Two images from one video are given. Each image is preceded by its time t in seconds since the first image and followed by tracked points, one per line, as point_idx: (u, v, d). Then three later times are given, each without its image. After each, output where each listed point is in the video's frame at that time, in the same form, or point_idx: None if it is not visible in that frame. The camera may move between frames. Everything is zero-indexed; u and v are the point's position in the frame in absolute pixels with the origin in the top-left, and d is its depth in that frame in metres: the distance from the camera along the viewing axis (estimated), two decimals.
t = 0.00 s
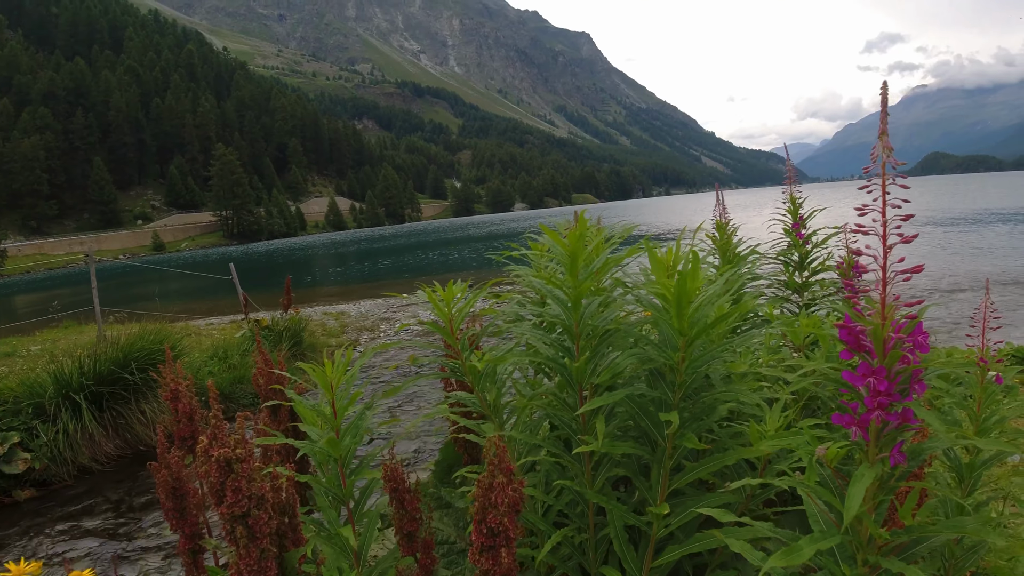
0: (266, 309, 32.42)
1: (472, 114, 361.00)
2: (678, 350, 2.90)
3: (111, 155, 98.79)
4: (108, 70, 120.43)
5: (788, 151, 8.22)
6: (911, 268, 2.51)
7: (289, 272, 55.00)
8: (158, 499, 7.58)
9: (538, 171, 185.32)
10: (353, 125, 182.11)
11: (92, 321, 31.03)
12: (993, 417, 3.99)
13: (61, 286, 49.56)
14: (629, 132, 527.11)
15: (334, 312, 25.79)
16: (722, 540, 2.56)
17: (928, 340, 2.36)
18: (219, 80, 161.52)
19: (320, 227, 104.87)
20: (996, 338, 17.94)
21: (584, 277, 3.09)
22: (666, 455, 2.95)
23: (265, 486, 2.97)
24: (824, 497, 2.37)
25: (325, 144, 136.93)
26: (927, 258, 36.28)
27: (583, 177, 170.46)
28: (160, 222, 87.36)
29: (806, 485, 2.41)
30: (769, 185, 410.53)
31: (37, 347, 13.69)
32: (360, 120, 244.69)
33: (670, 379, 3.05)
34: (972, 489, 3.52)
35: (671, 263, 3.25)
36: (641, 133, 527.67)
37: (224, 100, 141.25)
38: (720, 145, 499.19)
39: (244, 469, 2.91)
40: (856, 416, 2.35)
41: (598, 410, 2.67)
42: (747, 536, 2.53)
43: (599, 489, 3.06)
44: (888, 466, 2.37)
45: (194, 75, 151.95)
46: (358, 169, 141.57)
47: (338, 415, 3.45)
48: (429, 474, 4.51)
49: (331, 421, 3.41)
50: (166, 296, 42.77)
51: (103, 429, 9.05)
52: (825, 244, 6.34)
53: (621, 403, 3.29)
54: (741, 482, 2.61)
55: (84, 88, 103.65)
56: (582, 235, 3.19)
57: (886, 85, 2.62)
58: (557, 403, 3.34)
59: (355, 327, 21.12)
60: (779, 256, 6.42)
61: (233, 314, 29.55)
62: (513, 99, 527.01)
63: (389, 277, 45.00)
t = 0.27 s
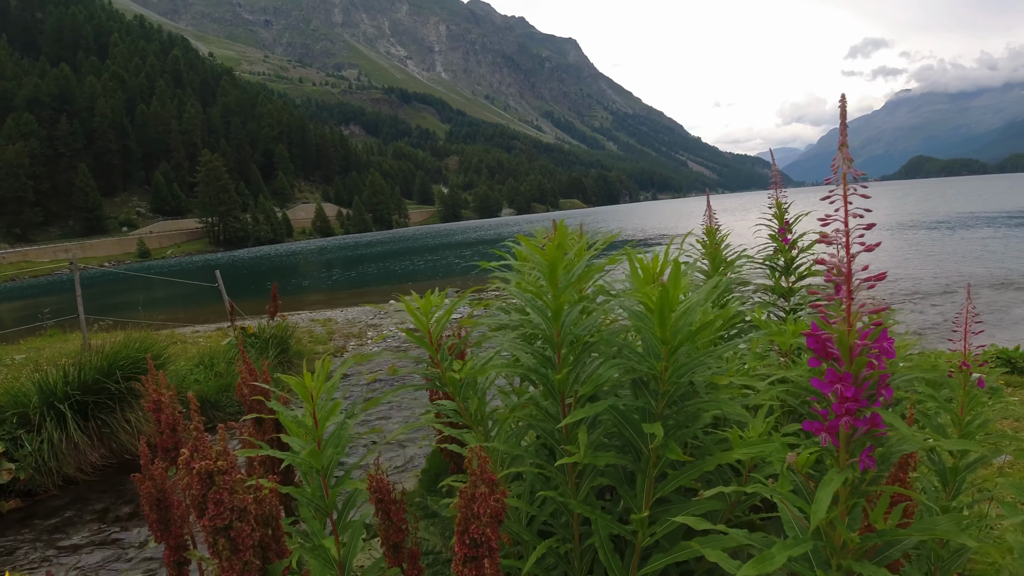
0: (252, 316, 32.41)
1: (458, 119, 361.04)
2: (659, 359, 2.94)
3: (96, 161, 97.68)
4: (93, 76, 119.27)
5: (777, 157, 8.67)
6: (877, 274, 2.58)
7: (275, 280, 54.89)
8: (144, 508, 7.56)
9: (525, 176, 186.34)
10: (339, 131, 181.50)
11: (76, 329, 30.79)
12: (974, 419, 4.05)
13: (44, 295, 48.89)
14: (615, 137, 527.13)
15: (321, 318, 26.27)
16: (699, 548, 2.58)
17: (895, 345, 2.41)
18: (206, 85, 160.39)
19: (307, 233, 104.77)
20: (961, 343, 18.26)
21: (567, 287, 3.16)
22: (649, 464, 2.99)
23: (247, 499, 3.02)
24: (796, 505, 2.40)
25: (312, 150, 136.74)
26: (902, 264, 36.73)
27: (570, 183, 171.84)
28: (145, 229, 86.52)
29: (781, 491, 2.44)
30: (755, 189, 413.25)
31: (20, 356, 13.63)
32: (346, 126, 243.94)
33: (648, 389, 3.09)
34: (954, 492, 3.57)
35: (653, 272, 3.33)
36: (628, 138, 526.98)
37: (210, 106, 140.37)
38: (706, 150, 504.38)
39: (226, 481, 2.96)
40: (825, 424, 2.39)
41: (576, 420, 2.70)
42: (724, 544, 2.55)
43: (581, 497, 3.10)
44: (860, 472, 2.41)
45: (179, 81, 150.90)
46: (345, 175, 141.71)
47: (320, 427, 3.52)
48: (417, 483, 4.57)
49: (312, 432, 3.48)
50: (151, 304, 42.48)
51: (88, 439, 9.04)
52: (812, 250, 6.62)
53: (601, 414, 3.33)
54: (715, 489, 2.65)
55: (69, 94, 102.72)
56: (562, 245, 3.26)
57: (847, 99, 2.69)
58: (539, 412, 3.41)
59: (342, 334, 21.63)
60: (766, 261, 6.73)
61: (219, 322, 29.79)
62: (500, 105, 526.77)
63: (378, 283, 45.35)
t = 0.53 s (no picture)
0: (241, 323, 32.34)
1: (449, 125, 361.21)
2: (640, 365, 2.96)
3: (85, 168, 97.05)
4: (82, 82, 118.75)
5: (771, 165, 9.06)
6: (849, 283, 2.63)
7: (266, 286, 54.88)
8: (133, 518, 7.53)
9: (515, 182, 186.93)
10: (330, 137, 181.29)
11: (64, 337, 30.59)
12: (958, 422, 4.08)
13: (32, 303, 48.50)
14: (606, 142, 527.54)
15: (311, 326, 26.43)
16: (681, 555, 2.59)
17: (864, 354, 2.43)
18: (196, 92, 159.90)
19: (298, 240, 104.61)
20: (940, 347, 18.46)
21: (553, 295, 3.19)
22: (634, 472, 3.00)
23: (234, 512, 3.06)
24: (773, 511, 2.43)
25: (302, 156, 136.46)
26: (884, 269, 37.08)
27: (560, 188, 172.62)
28: (135, 236, 86.05)
29: (757, 499, 2.46)
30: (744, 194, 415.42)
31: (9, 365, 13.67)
32: (336, 133, 243.68)
33: (633, 395, 3.10)
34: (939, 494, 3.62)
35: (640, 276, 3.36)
36: (619, 143, 527.31)
37: (200, 113, 139.92)
38: (697, 154, 507.01)
39: (213, 494, 2.99)
40: (797, 432, 2.42)
41: (558, 427, 2.72)
42: (704, 550, 2.57)
43: (567, 503, 3.13)
44: (831, 478, 2.45)
45: (169, 87, 150.37)
46: (335, 181, 141.67)
47: (309, 439, 3.58)
48: (408, 492, 4.64)
49: (300, 444, 3.54)
50: (141, 311, 42.34)
51: (77, 448, 9.03)
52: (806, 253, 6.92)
53: (588, 421, 3.35)
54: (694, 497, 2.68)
55: (58, 101, 102.17)
56: (550, 252, 3.32)
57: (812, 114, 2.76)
58: (528, 419, 3.43)
59: (333, 341, 21.81)
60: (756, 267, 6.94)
61: (209, 330, 29.91)
62: (491, 111, 527.18)
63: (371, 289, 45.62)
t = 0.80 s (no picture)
0: (235, 330, 32.34)
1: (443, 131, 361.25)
2: (621, 367, 2.98)
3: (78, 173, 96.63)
4: (75, 88, 118.34)
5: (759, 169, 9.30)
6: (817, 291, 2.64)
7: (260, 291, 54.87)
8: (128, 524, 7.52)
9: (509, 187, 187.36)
10: (324, 142, 181.16)
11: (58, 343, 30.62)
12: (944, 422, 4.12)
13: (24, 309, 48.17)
14: (600, 147, 527.42)
15: (305, 331, 26.55)
16: (661, 561, 2.61)
17: (835, 357, 2.44)
18: (189, 97, 159.50)
19: (292, 245, 104.51)
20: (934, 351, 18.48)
21: (539, 300, 3.23)
22: (619, 474, 3.03)
23: (228, 518, 3.06)
24: (750, 517, 2.43)
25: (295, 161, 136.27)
26: (872, 273, 37.38)
27: (554, 193, 173.18)
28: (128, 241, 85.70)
29: (735, 504, 2.47)
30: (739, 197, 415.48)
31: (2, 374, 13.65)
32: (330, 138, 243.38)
33: (614, 398, 3.12)
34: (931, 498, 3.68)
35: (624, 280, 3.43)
36: (612, 147, 527.06)
37: (194, 118, 139.60)
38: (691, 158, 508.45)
39: (205, 501, 2.98)
40: (772, 435, 2.44)
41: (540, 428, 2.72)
42: (682, 555, 2.57)
43: (555, 507, 3.14)
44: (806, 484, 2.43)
45: (163, 93, 149.91)
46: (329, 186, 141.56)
47: (300, 443, 3.60)
48: (401, 500, 4.70)
49: (291, 450, 3.56)
50: (135, 317, 42.21)
51: (70, 455, 9.01)
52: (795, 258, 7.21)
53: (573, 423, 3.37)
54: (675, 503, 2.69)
55: (52, 106, 101.81)
56: (537, 257, 3.35)
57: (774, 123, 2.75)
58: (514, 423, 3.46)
59: (327, 346, 21.92)
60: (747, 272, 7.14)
61: (202, 336, 29.91)
62: (485, 115, 527.02)
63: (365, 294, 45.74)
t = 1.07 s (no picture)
0: (229, 334, 32.29)
1: (437, 134, 361.24)
2: (611, 370, 2.98)
3: (70, 177, 96.21)
4: (67, 91, 117.94)
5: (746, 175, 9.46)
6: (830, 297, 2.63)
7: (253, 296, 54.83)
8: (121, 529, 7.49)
9: (503, 190, 187.61)
10: (317, 146, 180.94)
11: (51, 348, 30.55)
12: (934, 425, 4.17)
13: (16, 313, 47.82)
14: (594, 150, 527.30)
15: (299, 335, 26.62)
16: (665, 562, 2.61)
17: (844, 363, 2.45)
18: (183, 100, 159.18)
19: (285, 249, 104.33)
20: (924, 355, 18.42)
21: (524, 305, 3.23)
22: (610, 477, 3.03)
23: (218, 525, 3.04)
24: (754, 523, 2.42)
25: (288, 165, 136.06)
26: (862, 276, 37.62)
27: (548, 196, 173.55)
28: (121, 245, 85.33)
29: (741, 509, 2.46)
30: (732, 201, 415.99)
31: None
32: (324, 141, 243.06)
33: (606, 402, 3.11)
34: (921, 500, 3.74)
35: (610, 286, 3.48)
36: (606, 150, 527.14)
37: (187, 122, 139.23)
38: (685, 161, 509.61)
39: (195, 508, 2.96)
40: (780, 439, 2.42)
41: (534, 434, 2.72)
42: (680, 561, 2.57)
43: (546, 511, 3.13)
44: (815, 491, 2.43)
45: (156, 96, 149.61)
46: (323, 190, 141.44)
47: (290, 449, 3.60)
48: (395, 504, 4.76)
49: (281, 455, 3.56)
50: (127, 321, 42.04)
51: (63, 461, 8.98)
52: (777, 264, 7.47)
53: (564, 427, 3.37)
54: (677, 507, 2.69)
55: (44, 110, 101.35)
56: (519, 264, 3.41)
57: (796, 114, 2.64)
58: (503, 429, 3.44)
59: (321, 349, 22.00)
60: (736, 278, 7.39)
61: (195, 340, 29.90)
62: (478, 119, 526.89)
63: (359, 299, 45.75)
